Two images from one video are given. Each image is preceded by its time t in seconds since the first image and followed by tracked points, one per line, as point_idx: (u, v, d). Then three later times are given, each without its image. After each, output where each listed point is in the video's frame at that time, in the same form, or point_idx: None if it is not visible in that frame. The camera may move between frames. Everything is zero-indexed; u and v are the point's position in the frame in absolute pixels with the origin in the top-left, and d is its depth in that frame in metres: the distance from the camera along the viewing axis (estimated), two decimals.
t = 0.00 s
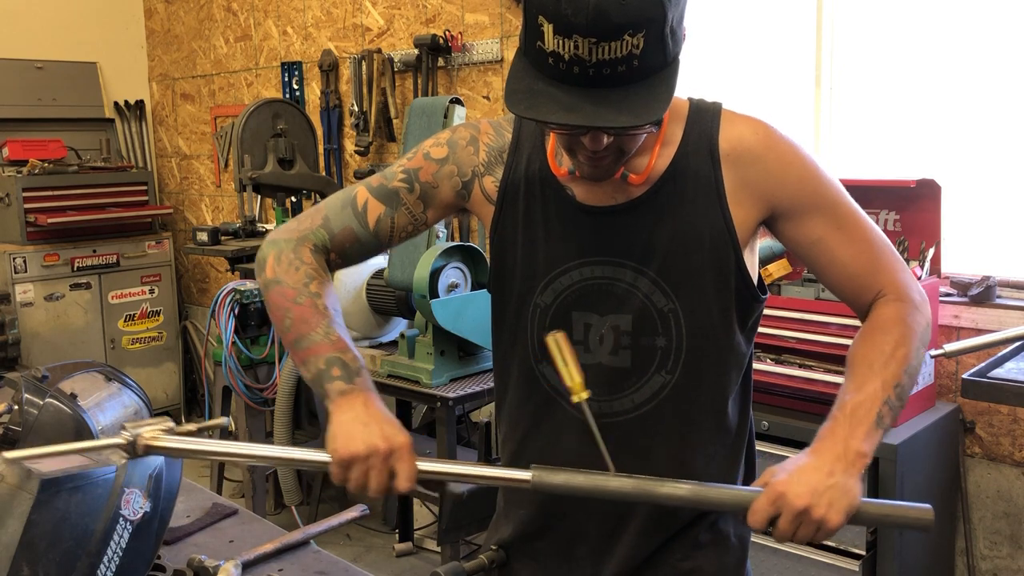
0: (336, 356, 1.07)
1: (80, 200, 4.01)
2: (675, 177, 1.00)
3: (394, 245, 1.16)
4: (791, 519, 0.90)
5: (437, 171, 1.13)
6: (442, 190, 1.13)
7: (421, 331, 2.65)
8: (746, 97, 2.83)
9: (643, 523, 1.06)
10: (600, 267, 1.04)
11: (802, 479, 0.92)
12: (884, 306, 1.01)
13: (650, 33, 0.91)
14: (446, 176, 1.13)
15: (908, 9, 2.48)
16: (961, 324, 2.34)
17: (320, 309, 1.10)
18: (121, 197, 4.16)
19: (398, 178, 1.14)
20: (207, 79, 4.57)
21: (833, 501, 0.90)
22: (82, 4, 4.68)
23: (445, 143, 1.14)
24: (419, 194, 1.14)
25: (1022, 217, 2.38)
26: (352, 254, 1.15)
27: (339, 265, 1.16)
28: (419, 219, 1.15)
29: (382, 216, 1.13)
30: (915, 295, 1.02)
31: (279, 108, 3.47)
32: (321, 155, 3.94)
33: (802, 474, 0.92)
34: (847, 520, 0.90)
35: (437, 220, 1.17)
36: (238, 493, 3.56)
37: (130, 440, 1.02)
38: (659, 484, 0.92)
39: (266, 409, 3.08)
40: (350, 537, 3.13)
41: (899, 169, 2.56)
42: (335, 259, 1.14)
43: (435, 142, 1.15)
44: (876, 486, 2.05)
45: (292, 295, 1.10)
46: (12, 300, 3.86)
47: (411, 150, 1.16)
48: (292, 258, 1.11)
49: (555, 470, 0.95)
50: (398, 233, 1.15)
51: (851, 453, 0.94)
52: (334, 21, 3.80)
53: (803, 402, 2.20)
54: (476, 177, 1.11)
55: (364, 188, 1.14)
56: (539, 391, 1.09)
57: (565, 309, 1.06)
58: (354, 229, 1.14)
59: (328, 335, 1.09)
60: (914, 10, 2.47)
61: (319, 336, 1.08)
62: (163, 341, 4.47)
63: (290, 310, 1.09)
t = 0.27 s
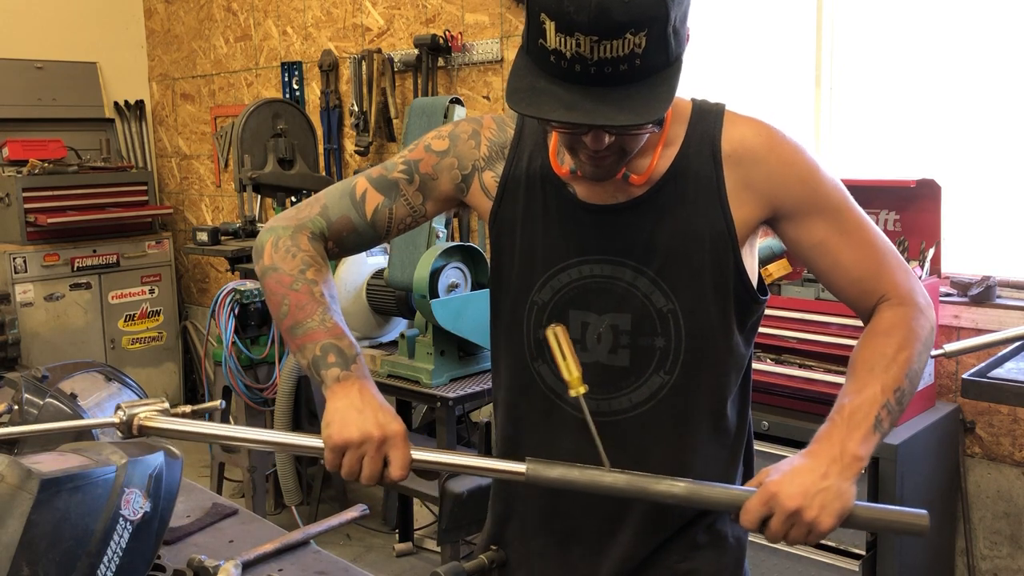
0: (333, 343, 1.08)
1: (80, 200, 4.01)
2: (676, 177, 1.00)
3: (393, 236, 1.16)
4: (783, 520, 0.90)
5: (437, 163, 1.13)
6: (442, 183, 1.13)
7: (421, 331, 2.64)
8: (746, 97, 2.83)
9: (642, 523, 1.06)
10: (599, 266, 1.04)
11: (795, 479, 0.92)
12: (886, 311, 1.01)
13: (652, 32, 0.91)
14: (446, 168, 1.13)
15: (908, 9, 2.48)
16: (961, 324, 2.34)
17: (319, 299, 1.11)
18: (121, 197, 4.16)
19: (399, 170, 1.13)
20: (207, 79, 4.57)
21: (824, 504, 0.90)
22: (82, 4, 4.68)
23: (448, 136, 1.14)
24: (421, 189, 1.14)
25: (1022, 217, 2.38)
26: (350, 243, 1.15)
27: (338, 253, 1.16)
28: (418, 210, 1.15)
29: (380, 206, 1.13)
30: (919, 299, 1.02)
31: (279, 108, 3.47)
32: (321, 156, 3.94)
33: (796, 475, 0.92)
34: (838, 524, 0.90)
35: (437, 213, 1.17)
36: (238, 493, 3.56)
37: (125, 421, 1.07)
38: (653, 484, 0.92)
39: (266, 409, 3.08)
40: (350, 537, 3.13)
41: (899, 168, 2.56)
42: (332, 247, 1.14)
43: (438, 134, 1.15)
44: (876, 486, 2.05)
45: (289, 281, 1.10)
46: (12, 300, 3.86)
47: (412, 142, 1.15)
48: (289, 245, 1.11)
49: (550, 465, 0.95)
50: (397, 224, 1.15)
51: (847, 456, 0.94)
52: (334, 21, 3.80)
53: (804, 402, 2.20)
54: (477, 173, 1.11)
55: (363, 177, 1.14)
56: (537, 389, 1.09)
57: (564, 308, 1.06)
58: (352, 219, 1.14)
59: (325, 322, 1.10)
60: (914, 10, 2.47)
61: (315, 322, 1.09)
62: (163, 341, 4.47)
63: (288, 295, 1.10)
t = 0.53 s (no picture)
0: (337, 341, 1.08)
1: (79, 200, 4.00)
2: (674, 177, 1.00)
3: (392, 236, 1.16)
4: (766, 522, 0.90)
5: (438, 164, 1.13)
6: (441, 184, 1.13)
7: (421, 331, 2.64)
8: (747, 97, 2.83)
9: (642, 524, 1.06)
10: (596, 267, 1.04)
11: (780, 482, 0.91)
12: (880, 314, 1.01)
13: (649, 32, 0.91)
14: (446, 170, 1.12)
15: (908, 9, 2.48)
16: (961, 324, 2.34)
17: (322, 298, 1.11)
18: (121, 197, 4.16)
19: (399, 170, 1.13)
20: (207, 79, 4.57)
21: (807, 508, 0.90)
22: (82, 4, 4.68)
23: (447, 137, 1.14)
24: (420, 190, 1.13)
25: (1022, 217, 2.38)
26: (349, 242, 1.15)
27: (337, 252, 1.17)
28: (417, 211, 1.15)
29: (381, 207, 1.13)
30: (911, 303, 1.02)
31: (279, 108, 3.47)
32: (321, 156, 3.94)
33: (776, 477, 0.92)
34: (819, 527, 0.90)
35: (436, 214, 1.17)
36: (238, 493, 3.56)
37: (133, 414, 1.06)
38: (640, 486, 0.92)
39: (266, 409, 3.08)
40: (350, 537, 3.13)
41: (899, 168, 2.56)
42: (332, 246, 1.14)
43: (437, 135, 1.15)
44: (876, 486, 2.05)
45: (287, 281, 1.10)
46: (12, 300, 3.85)
47: (413, 143, 1.15)
48: (289, 244, 1.11)
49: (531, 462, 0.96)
50: (396, 225, 1.15)
51: (831, 459, 0.94)
52: (334, 21, 3.80)
53: (804, 402, 2.20)
54: (475, 173, 1.11)
55: (364, 176, 1.14)
56: (534, 390, 1.09)
57: (561, 308, 1.07)
58: (352, 218, 1.14)
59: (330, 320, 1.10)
60: (914, 9, 2.46)
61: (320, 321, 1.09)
62: (162, 341, 4.47)
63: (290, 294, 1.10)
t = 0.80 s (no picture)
0: (262, 317, 1.08)
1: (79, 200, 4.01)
2: (672, 177, 1.00)
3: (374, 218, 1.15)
4: (850, 520, 0.91)
5: (431, 154, 1.13)
6: (433, 176, 1.13)
7: (421, 331, 2.64)
8: (746, 97, 2.82)
9: (642, 524, 1.06)
10: (597, 266, 1.04)
11: (859, 481, 0.92)
12: (900, 296, 1.01)
13: (646, 29, 0.91)
14: (440, 161, 1.12)
15: (908, 9, 2.48)
16: (961, 323, 2.34)
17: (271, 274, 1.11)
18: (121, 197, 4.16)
19: (395, 155, 1.13)
20: (207, 79, 4.57)
21: (892, 502, 0.91)
22: (82, 4, 4.68)
23: (445, 130, 1.14)
24: (415, 179, 1.13)
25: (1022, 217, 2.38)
26: (330, 219, 1.15)
27: (317, 227, 1.16)
28: (406, 197, 1.14)
29: (368, 186, 1.13)
30: (926, 279, 1.02)
31: (279, 108, 3.47)
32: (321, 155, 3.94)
33: (857, 475, 0.93)
34: (906, 521, 0.91)
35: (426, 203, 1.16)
36: (238, 493, 3.55)
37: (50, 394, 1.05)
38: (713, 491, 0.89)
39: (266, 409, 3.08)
40: (350, 537, 3.13)
41: (899, 169, 2.56)
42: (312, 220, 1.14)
43: (434, 126, 1.15)
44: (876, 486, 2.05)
45: (252, 244, 1.11)
46: (11, 300, 3.85)
47: (410, 130, 1.15)
48: (266, 208, 1.12)
49: (608, 480, 0.88)
50: (382, 206, 1.13)
51: (903, 450, 0.95)
52: (334, 21, 3.80)
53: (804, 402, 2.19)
54: (471, 169, 1.11)
55: (357, 156, 1.13)
56: (536, 390, 1.09)
57: (561, 307, 1.06)
58: (338, 195, 1.13)
59: (257, 293, 1.10)
60: (914, 10, 2.47)
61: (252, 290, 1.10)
62: (162, 341, 4.47)
63: (241, 257, 1.11)
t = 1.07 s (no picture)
0: (265, 329, 1.08)
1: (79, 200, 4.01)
2: (671, 178, 1.00)
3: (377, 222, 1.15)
4: (836, 523, 0.91)
5: (433, 157, 1.13)
6: (433, 178, 1.13)
7: (421, 331, 2.64)
8: (747, 97, 2.83)
9: (642, 525, 1.06)
10: (597, 266, 1.04)
11: (850, 483, 0.92)
12: (896, 303, 1.01)
13: (645, 21, 0.91)
14: (441, 163, 1.13)
15: (908, 9, 2.48)
16: (961, 323, 2.34)
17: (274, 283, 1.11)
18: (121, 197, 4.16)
19: (396, 157, 1.13)
20: (207, 79, 4.57)
21: (879, 507, 0.91)
22: (82, 4, 4.68)
23: (445, 132, 1.14)
24: (415, 181, 1.13)
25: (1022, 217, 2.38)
26: (334, 224, 1.14)
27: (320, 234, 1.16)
28: (408, 199, 1.14)
29: (370, 190, 1.13)
30: (923, 287, 1.02)
31: (279, 108, 3.47)
32: (321, 155, 3.94)
33: (846, 478, 0.93)
34: (893, 526, 0.91)
35: (427, 205, 1.16)
36: (238, 493, 3.56)
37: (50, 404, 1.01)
38: (703, 488, 0.90)
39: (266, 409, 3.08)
40: (350, 537, 3.13)
41: (899, 169, 2.56)
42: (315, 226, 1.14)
43: (434, 128, 1.15)
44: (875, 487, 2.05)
45: (254, 252, 1.11)
46: (11, 300, 3.85)
47: (410, 133, 1.15)
48: (266, 216, 1.11)
49: (597, 470, 0.91)
50: (382, 210, 1.14)
51: (894, 456, 0.95)
52: (334, 21, 3.80)
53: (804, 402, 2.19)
54: (473, 171, 1.11)
55: (359, 159, 1.13)
56: (536, 390, 1.09)
57: (561, 308, 1.06)
58: (340, 200, 1.13)
59: (258, 305, 1.09)
60: (914, 10, 2.47)
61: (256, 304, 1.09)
62: (162, 341, 4.47)
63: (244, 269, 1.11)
